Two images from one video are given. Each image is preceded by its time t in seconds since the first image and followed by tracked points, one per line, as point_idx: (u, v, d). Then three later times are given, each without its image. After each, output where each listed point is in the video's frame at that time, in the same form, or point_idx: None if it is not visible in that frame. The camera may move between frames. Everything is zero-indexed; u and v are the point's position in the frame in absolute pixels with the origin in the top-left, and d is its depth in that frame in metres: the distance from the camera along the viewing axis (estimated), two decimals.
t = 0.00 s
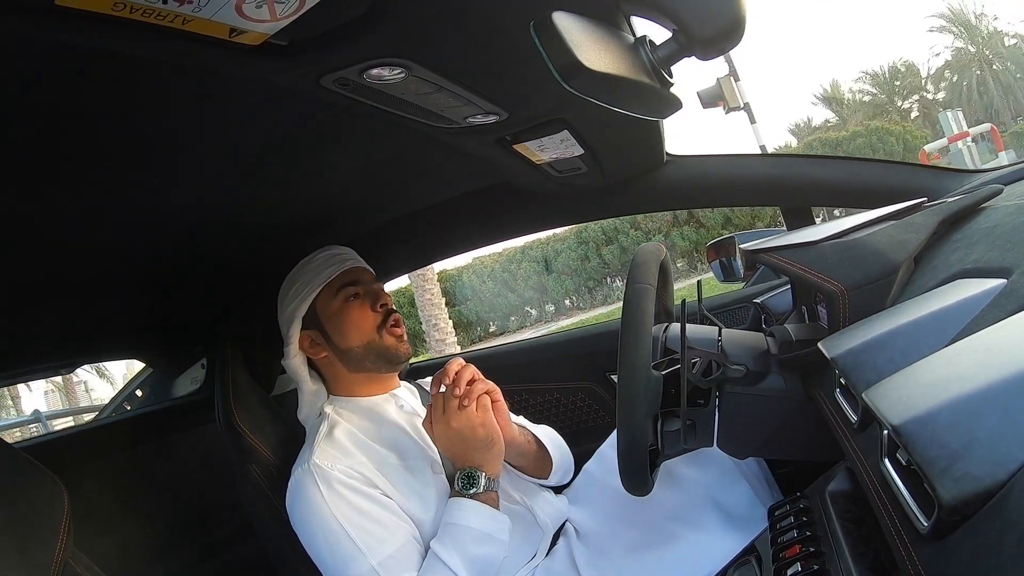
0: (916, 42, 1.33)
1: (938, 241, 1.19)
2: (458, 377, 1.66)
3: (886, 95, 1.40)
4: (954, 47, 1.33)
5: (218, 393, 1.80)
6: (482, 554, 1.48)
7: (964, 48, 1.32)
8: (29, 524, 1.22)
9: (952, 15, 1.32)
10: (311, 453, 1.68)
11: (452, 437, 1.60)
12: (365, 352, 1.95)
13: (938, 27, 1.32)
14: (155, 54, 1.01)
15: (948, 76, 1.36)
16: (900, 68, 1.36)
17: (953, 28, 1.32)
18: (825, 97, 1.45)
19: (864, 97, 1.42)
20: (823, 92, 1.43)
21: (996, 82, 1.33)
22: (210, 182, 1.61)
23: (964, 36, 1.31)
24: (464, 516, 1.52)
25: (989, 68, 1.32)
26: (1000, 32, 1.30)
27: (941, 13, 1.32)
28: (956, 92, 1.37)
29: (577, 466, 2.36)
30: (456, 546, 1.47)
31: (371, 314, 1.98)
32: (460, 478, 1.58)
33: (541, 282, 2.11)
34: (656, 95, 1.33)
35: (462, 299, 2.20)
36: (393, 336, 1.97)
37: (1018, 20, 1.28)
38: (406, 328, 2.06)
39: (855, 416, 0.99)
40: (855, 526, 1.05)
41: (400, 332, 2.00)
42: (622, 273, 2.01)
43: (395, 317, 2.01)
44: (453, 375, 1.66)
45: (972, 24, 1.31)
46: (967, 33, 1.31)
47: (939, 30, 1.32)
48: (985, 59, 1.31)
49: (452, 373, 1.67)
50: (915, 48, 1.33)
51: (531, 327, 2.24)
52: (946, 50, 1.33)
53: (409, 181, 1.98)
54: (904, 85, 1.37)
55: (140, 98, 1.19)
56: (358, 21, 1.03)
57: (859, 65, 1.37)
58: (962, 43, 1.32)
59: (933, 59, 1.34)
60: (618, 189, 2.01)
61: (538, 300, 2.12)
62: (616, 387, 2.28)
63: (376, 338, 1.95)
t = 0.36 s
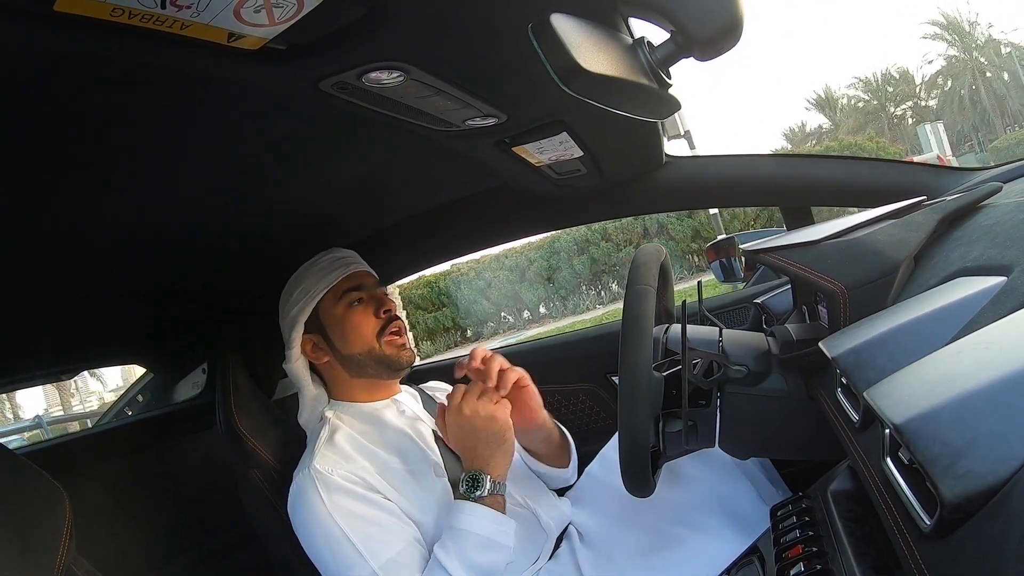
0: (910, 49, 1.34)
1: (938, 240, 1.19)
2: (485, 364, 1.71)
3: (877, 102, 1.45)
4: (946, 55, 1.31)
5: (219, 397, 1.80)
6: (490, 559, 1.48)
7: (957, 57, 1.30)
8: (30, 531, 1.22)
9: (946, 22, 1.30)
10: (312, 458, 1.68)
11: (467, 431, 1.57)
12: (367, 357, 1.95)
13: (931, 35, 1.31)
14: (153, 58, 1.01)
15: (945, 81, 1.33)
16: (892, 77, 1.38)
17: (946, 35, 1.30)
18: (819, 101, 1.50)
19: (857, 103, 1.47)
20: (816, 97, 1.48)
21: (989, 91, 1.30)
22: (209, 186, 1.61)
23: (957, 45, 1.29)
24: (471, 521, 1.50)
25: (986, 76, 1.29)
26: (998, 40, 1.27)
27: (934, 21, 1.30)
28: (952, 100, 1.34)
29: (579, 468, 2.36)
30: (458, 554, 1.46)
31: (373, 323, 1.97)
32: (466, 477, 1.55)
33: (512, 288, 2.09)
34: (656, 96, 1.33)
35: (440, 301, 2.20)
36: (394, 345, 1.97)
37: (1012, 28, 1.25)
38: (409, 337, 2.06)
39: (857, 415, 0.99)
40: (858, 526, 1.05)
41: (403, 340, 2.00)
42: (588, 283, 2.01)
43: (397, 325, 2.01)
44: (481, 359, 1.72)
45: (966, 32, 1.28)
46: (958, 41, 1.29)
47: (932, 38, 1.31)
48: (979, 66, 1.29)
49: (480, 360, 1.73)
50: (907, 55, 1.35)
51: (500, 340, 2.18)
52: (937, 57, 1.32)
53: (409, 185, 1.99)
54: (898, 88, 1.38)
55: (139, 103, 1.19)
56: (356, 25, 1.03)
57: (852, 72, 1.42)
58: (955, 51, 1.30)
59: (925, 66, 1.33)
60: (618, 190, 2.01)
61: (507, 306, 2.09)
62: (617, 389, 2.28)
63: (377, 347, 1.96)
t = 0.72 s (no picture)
0: (904, 56, 1.32)
1: (938, 240, 1.20)
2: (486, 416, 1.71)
3: (868, 106, 1.46)
4: (939, 64, 1.31)
5: (219, 397, 1.80)
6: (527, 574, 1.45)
7: (952, 64, 1.29)
8: (29, 531, 1.21)
9: (942, 30, 1.28)
10: (311, 459, 1.68)
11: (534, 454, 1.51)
12: (372, 356, 1.94)
13: (925, 43, 1.29)
14: (153, 59, 1.01)
15: (944, 87, 1.32)
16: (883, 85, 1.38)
17: (941, 44, 1.28)
18: (813, 107, 1.51)
19: (852, 108, 1.48)
20: (810, 103, 1.49)
21: (985, 98, 1.29)
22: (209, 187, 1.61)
23: (953, 55, 1.28)
24: (507, 537, 1.48)
25: (980, 84, 1.28)
26: (996, 48, 1.25)
27: (929, 29, 1.28)
28: (946, 108, 1.35)
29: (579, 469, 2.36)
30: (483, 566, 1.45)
31: (382, 322, 1.97)
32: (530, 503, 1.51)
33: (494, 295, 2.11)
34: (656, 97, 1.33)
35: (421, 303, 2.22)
36: (402, 345, 1.97)
37: (1006, 37, 1.23)
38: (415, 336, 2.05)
39: (857, 415, 0.99)
40: (858, 526, 1.05)
41: (408, 340, 1.99)
42: (569, 290, 2.02)
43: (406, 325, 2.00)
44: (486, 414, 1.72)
45: (962, 42, 1.27)
46: (955, 52, 1.28)
47: (925, 46, 1.30)
48: (974, 75, 1.28)
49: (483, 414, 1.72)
50: (903, 62, 1.34)
51: (469, 345, 2.20)
52: (930, 66, 1.31)
53: (409, 185, 1.99)
54: (890, 97, 1.40)
55: (139, 103, 1.19)
56: (357, 25, 1.03)
57: (844, 80, 1.41)
58: (948, 59, 1.29)
59: (919, 75, 1.33)
60: (619, 190, 2.01)
61: (483, 310, 2.11)
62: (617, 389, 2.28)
63: (383, 346, 1.95)
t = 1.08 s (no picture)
0: (895, 60, 1.30)
1: (937, 245, 1.19)
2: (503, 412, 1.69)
3: (858, 110, 1.44)
4: (928, 68, 1.28)
5: (216, 387, 1.80)
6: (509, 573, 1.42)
7: (944, 69, 1.26)
8: (25, 518, 1.22)
9: (932, 34, 1.25)
10: (308, 451, 1.68)
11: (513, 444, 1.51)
12: (370, 351, 1.94)
13: (916, 47, 1.27)
14: (156, 48, 1.01)
15: (936, 89, 1.29)
16: (874, 89, 1.36)
17: (932, 49, 1.26)
18: (804, 110, 1.49)
19: (843, 113, 1.46)
20: (802, 106, 1.49)
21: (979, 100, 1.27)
22: (210, 178, 1.61)
23: (941, 58, 1.26)
24: (502, 534, 1.44)
25: (972, 88, 1.26)
26: (989, 54, 1.22)
27: (920, 33, 1.26)
28: (935, 114, 1.33)
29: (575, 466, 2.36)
30: (474, 561, 1.42)
31: (377, 318, 1.97)
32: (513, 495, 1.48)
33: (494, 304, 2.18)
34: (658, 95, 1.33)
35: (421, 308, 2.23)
36: (396, 342, 1.97)
37: (996, 41, 1.21)
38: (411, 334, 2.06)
39: (853, 418, 0.99)
40: (852, 528, 1.05)
41: (405, 336, 2.00)
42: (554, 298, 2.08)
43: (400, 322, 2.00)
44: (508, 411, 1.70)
45: (952, 43, 1.24)
46: (945, 54, 1.25)
47: (917, 50, 1.27)
48: (965, 79, 1.26)
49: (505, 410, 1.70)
50: (894, 67, 1.31)
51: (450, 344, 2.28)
52: (920, 71, 1.28)
53: (409, 179, 1.99)
54: (879, 100, 1.37)
55: (141, 93, 1.19)
56: (360, 19, 1.03)
57: (836, 83, 1.39)
58: (939, 64, 1.27)
59: (909, 78, 1.30)
60: (620, 188, 2.01)
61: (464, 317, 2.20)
62: (614, 387, 2.28)
63: (378, 342, 1.95)
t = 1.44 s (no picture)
0: (881, 64, 1.31)
1: (938, 250, 1.20)
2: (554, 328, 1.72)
3: (845, 114, 1.45)
4: (917, 70, 1.31)
5: (212, 376, 1.81)
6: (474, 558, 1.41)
7: (931, 70, 1.30)
8: (20, 502, 1.22)
9: (918, 37, 1.27)
10: (305, 441, 1.68)
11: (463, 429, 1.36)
12: (373, 346, 1.94)
13: (903, 50, 1.29)
14: (159, 36, 1.00)
15: (927, 87, 1.33)
16: (859, 93, 1.37)
17: (918, 50, 1.28)
18: (794, 114, 1.48)
19: (832, 114, 1.45)
20: (791, 109, 1.47)
21: (969, 102, 1.31)
22: (211, 167, 1.61)
23: (927, 60, 1.29)
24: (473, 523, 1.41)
25: (962, 90, 1.30)
26: (983, 61, 1.25)
27: (907, 35, 1.27)
28: (923, 117, 1.39)
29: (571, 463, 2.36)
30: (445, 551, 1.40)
31: (383, 315, 1.96)
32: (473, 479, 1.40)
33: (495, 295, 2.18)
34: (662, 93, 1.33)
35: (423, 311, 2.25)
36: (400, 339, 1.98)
37: (983, 44, 1.24)
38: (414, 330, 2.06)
39: (849, 421, 0.99)
40: (844, 531, 1.06)
41: (408, 335, 2.00)
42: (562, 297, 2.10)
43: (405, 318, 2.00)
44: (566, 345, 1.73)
45: (938, 46, 1.27)
46: (931, 57, 1.28)
47: (903, 54, 1.29)
48: (955, 82, 1.30)
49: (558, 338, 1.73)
50: (882, 69, 1.32)
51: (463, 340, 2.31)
52: (910, 73, 1.31)
53: (411, 173, 1.99)
54: (867, 105, 1.40)
55: (144, 81, 1.19)
56: (365, 10, 1.03)
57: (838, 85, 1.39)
58: (927, 66, 1.30)
59: (896, 81, 1.33)
60: (621, 186, 2.01)
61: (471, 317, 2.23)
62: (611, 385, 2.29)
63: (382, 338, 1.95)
